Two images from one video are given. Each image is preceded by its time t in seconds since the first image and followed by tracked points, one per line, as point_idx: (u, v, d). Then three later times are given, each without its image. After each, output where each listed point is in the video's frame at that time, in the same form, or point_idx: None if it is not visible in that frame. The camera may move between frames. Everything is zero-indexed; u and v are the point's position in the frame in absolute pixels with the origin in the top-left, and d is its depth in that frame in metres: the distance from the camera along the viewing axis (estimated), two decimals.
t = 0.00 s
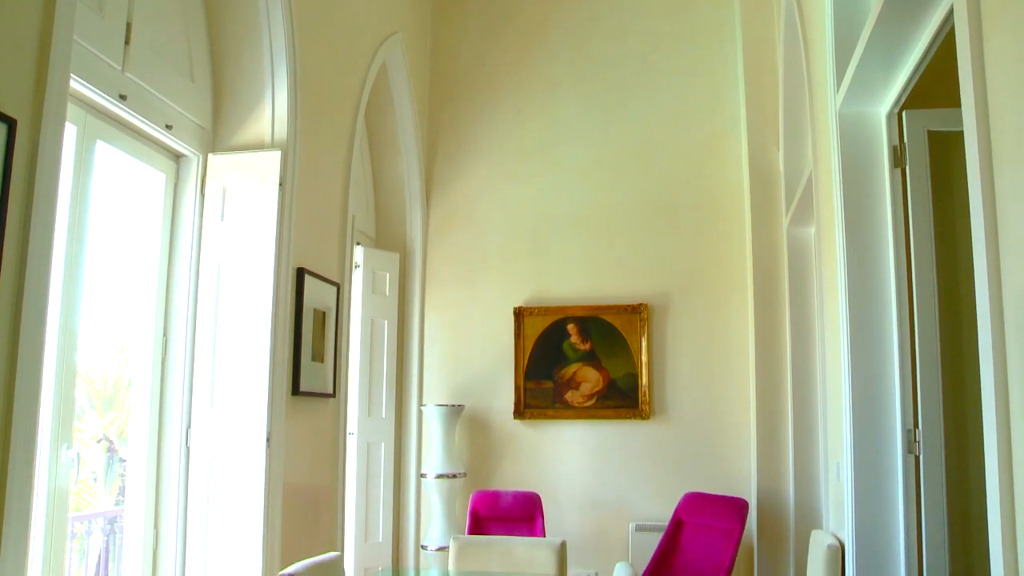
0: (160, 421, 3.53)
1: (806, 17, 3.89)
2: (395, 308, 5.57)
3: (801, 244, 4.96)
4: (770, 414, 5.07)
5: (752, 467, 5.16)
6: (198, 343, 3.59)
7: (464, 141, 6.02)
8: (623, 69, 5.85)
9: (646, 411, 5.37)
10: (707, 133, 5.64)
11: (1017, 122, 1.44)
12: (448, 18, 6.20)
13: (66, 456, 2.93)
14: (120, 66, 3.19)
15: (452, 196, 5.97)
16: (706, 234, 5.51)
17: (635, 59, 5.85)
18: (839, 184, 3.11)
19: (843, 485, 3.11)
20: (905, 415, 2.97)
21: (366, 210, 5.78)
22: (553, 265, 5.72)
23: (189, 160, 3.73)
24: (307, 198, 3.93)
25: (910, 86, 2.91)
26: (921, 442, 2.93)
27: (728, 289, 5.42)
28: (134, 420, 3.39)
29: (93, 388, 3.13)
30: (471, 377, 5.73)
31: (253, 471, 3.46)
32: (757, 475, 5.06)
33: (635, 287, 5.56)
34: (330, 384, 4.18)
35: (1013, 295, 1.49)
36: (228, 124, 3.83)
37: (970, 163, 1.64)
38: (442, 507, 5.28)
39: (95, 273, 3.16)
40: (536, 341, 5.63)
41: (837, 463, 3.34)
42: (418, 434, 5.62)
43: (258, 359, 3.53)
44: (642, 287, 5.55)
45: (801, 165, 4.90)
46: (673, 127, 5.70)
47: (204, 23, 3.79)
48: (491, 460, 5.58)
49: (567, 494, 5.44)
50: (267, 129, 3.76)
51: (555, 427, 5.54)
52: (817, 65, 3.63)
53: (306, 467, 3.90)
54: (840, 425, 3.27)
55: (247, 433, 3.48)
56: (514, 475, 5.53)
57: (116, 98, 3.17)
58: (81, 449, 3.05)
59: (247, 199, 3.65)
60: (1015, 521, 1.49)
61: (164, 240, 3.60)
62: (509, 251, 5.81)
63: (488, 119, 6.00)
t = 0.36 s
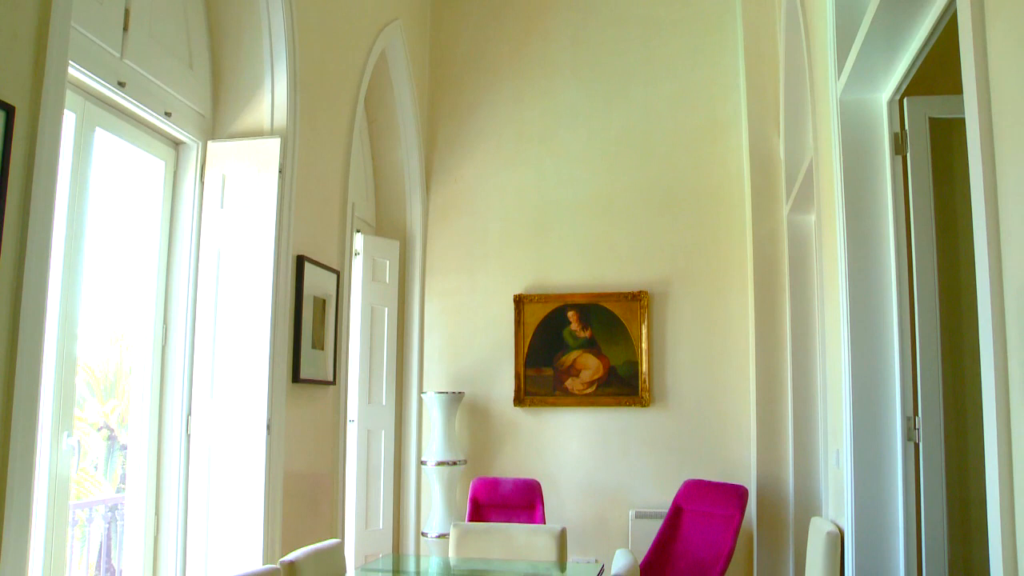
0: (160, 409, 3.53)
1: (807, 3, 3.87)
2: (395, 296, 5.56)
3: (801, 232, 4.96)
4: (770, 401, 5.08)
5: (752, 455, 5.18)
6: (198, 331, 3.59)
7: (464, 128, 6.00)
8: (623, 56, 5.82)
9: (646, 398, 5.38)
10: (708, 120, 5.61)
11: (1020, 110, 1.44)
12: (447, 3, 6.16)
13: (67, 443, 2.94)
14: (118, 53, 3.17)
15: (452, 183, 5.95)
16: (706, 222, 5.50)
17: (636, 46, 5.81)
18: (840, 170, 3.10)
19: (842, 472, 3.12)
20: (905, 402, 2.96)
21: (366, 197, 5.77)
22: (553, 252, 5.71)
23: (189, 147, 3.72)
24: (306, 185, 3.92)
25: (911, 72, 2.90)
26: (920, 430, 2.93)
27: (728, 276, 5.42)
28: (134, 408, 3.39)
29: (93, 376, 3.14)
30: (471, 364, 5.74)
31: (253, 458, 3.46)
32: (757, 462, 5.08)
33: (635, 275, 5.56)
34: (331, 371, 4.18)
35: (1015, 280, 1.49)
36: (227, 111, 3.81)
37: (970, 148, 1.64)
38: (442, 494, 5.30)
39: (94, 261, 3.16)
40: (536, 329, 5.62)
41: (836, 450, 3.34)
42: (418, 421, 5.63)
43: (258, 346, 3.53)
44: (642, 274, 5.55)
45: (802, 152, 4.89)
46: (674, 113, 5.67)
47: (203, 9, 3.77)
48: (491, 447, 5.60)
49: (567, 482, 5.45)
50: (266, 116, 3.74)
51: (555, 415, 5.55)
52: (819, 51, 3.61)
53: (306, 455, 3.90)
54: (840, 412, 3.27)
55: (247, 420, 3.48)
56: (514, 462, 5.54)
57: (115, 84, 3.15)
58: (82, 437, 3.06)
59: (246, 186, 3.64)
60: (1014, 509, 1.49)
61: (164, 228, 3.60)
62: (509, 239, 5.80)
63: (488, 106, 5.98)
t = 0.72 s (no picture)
0: (161, 397, 3.53)
1: None
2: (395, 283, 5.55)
3: (801, 220, 4.95)
4: (770, 389, 5.08)
5: (752, 442, 5.19)
6: (198, 319, 3.58)
7: (463, 116, 5.97)
8: (623, 43, 5.79)
9: (646, 386, 5.38)
10: (708, 107, 5.59)
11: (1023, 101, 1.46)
12: None
13: (68, 432, 2.95)
14: (117, 40, 3.15)
15: (452, 171, 5.93)
16: (707, 209, 5.49)
17: (636, 33, 5.78)
18: (840, 158, 3.10)
19: (842, 460, 3.12)
20: (905, 390, 2.96)
21: (365, 185, 5.76)
22: (553, 240, 5.70)
23: (188, 135, 3.70)
24: (306, 173, 3.91)
25: (913, 59, 2.87)
26: (920, 417, 2.93)
27: (728, 263, 5.41)
28: (134, 396, 3.40)
29: (93, 364, 3.14)
30: (470, 352, 5.74)
31: (253, 447, 3.46)
32: (756, 449, 5.08)
33: (636, 263, 5.55)
34: (331, 358, 4.18)
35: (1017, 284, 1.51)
36: (226, 99, 3.79)
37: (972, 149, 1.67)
38: (443, 481, 5.32)
39: (94, 250, 3.16)
40: (536, 316, 5.62)
41: (836, 437, 3.34)
42: (419, 409, 5.63)
43: (258, 335, 3.52)
44: (643, 262, 5.54)
45: (803, 139, 4.87)
46: (674, 101, 5.65)
47: None
48: (491, 435, 5.61)
49: (567, 469, 5.47)
50: (265, 104, 3.73)
51: (555, 402, 5.55)
52: (821, 37, 3.58)
53: (306, 442, 3.90)
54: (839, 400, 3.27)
55: (247, 408, 3.48)
56: (514, 449, 5.56)
57: (114, 72, 3.13)
58: (83, 426, 3.06)
59: (245, 174, 3.62)
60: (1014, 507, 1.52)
61: (164, 216, 3.59)
62: (509, 226, 5.79)
63: (488, 93, 5.95)
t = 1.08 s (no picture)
0: (161, 385, 3.54)
1: None
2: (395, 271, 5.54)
3: (802, 207, 4.94)
4: (770, 376, 5.08)
5: (752, 429, 5.19)
6: (198, 307, 3.58)
7: (463, 103, 5.95)
8: (624, 29, 5.76)
9: (646, 373, 5.39)
10: (709, 94, 5.57)
11: None
12: None
13: (68, 419, 2.95)
14: (115, 27, 3.13)
15: (452, 158, 5.92)
16: (707, 196, 5.47)
17: (637, 19, 5.75)
18: (841, 145, 3.09)
19: (841, 448, 3.12)
20: (905, 378, 2.96)
21: (365, 172, 5.74)
22: (553, 227, 5.69)
23: (187, 122, 3.69)
24: (306, 160, 3.89)
25: (915, 45, 2.85)
26: (920, 405, 2.93)
27: (728, 251, 5.40)
28: (134, 384, 3.40)
29: (93, 352, 3.14)
30: (471, 340, 5.74)
31: (253, 434, 3.46)
32: (756, 437, 5.09)
33: (636, 250, 5.54)
34: (331, 346, 4.18)
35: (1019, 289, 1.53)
36: (225, 87, 3.77)
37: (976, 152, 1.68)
38: (443, 468, 5.33)
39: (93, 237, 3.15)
40: (536, 304, 5.62)
41: (836, 425, 3.35)
42: (419, 397, 5.63)
43: (258, 322, 3.52)
44: (643, 249, 5.53)
45: (804, 126, 4.85)
46: (675, 88, 5.62)
47: None
48: (491, 422, 5.62)
49: (567, 456, 5.48)
50: (265, 91, 3.71)
51: (555, 390, 5.56)
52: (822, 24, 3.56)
53: (306, 429, 3.90)
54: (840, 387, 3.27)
55: (247, 396, 3.48)
56: (514, 436, 5.57)
57: (113, 59, 3.12)
58: (83, 413, 3.07)
59: (245, 161, 3.61)
60: (1012, 507, 1.56)
61: (163, 204, 3.58)
62: (509, 214, 5.77)
63: (488, 80, 5.92)
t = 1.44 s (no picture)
0: (161, 373, 3.54)
1: None
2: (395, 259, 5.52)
3: (803, 195, 4.92)
4: (771, 364, 5.08)
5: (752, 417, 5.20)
6: (198, 296, 3.57)
7: (463, 91, 5.92)
8: (624, 16, 5.73)
9: (646, 361, 5.39)
10: (709, 81, 5.54)
11: None
12: None
13: (69, 408, 2.95)
14: (114, 15, 3.11)
15: (451, 146, 5.90)
16: (707, 184, 5.46)
17: (637, 6, 5.72)
18: (841, 133, 3.09)
19: (841, 435, 3.13)
20: (905, 366, 2.96)
21: (365, 159, 5.72)
22: (553, 216, 5.68)
23: (187, 110, 3.67)
24: (306, 148, 3.88)
25: (916, 33, 2.84)
26: (919, 393, 2.93)
27: (729, 238, 5.39)
28: (135, 372, 3.40)
29: (93, 341, 3.14)
30: (471, 328, 5.74)
31: (253, 422, 3.47)
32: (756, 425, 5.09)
33: (636, 238, 5.53)
34: (331, 334, 4.18)
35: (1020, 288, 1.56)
36: (224, 75, 3.76)
37: (978, 147, 1.70)
38: (444, 456, 5.34)
39: (92, 225, 3.15)
40: (536, 292, 5.61)
41: (836, 412, 3.35)
42: (420, 387, 5.61)
43: (257, 311, 3.51)
44: (643, 237, 5.52)
45: (805, 114, 4.83)
46: (675, 75, 5.60)
47: None
48: (492, 410, 5.63)
49: (567, 444, 5.49)
50: (264, 79, 3.69)
51: (555, 378, 5.56)
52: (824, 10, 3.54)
53: (307, 417, 3.91)
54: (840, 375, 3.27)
55: (248, 384, 3.48)
56: (514, 424, 5.58)
57: (111, 47, 3.09)
58: (84, 401, 3.07)
59: (244, 149, 3.59)
60: (1011, 500, 1.60)
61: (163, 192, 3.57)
62: (509, 202, 5.76)
63: (488, 67, 5.90)
